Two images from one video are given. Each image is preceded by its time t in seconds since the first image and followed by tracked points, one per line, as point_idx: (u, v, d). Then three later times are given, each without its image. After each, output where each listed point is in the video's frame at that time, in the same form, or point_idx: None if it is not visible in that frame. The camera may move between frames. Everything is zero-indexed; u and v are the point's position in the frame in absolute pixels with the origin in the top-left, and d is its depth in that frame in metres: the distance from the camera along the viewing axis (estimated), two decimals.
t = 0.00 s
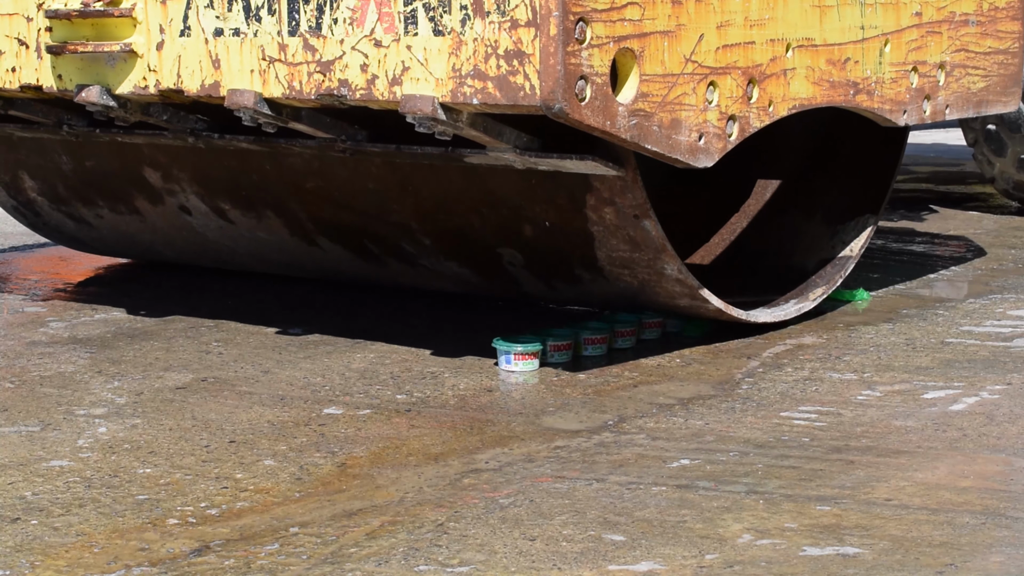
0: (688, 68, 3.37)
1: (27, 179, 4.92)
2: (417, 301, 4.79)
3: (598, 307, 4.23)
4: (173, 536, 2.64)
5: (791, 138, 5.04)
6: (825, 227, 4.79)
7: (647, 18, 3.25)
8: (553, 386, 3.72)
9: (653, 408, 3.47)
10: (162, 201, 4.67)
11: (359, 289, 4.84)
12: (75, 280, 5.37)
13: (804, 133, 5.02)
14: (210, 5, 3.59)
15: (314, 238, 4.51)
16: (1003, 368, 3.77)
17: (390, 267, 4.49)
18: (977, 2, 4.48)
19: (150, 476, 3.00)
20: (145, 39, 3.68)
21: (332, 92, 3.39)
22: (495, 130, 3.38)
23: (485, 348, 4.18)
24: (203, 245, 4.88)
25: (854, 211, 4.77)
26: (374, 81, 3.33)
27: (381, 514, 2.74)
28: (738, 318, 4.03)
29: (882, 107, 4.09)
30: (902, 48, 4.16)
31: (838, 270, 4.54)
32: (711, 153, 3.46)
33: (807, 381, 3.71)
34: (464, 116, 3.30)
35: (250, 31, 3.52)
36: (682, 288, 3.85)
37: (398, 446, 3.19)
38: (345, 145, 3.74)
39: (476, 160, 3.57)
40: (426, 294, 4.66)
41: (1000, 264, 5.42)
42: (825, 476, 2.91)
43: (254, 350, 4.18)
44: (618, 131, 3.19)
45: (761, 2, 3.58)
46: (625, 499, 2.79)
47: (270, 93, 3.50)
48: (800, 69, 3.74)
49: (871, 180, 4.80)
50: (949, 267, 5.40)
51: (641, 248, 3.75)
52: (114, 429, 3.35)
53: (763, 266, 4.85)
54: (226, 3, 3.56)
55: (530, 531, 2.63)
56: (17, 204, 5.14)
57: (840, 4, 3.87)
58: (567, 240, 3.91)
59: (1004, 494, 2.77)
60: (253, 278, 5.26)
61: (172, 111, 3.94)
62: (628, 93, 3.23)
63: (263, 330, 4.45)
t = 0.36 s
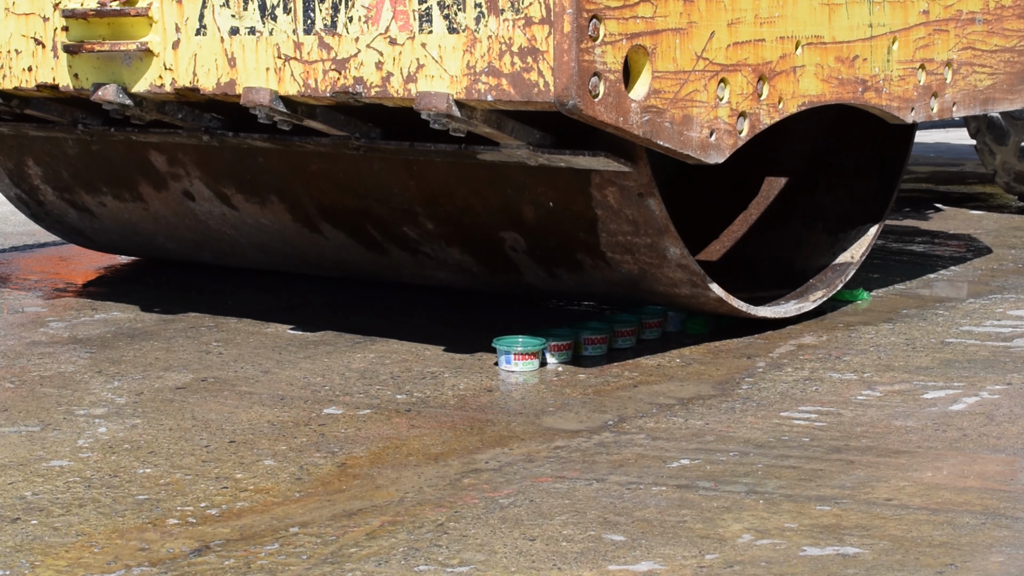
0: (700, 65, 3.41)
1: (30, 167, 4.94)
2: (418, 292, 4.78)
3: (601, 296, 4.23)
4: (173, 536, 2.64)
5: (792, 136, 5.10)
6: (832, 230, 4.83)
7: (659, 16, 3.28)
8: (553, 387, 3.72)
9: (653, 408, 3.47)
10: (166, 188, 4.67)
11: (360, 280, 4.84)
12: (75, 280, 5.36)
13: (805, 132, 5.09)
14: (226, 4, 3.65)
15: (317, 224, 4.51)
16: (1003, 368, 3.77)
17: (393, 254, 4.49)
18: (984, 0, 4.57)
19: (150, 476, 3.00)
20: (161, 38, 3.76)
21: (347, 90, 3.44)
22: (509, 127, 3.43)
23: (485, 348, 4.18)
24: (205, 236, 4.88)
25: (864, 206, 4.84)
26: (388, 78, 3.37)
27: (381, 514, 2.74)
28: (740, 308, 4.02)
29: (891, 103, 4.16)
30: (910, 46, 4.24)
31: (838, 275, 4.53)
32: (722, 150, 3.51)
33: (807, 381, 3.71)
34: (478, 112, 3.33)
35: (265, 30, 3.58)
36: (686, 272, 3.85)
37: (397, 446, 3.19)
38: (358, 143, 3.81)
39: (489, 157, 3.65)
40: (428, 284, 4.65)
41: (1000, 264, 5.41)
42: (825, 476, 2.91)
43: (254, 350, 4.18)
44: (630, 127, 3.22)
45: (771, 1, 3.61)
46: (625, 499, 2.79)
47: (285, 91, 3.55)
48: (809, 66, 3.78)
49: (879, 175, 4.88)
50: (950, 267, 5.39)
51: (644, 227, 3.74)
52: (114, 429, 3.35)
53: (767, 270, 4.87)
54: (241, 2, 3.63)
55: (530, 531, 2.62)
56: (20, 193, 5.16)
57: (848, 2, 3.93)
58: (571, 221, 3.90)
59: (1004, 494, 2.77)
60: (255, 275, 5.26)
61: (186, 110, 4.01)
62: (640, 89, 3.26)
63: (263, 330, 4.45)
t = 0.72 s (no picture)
0: (712, 63, 3.46)
1: (35, 150, 4.95)
2: (421, 283, 4.77)
3: (605, 283, 4.22)
4: (173, 536, 2.64)
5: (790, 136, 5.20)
6: (830, 240, 4.88)
7: (672, 14, 3.33)
8: (554, 387, 3.72)
9: (653, 408, 3.47)
10: (169, 173, 4.67)
11: (362, 271, 4.83)
12: (74, 280, 5.36)
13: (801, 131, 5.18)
14: (243, 3, 3.71)
15: (321, 210, 4.50)
16: (1003, 368, 3.77)
17: (397, 240, 4.48)
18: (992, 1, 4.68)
19: (150, 476, 3.00)
20: (178, 37, 3.81)
21: (364, 88, 3.49)
22: (523, 125, 3.50)
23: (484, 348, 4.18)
24: (208, 224, 4.87)
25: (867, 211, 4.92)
26: (405, 77, 3.43)
27: (381, 514, 2.74)
28: (740, 299, 4.02)
29: (899, 102, 4.25)
30: (919, 45, 4.33)
31: (838, 281, 4.53)
32: (734, 147, 3.54)
33: (807, 381, 3.71)
34: (492, 111, 3.39)
35: (282, 29, 3.63)
36: (688, 257, 3.84)
37: (398, 446, 3.19)
38: (374, 141, 3.87)
39: (502, 153, 3.71)
40: (431, 275, 4.65)
41: (1000, 264, 5.41)
42: (825, 476, 2.91)
43: (254, 350, 4.18)
44: (644, 125, 3.27)
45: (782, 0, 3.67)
46: (625, 499, 2.79)
47: (301, 90, 3.61)
48: (819, 65, 3.85)
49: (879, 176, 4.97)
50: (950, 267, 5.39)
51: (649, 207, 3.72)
52: (114, 429, 3.35)
53: (768, 278, 4.91)
54: (258, 2, 3.68)
55: (530, 531, 2.62)
56: (25, 178, 5.18)
57: (858, 2, 4.01)
58: (579, 213, 3.92)
59: (1004, 494, 2.77)
60: (257, 271, 5.26)
61: (203, 108, 4.05)
62: (654, 88, 3.31)
63: (263, 329, 4.46)
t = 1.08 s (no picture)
0: (724, 63, 3.50)
1: (42, 135, 4.95)
2: (422, 275, 4.76)
3: (609, 272, 4.20)
4: (173, 536, 2.64)
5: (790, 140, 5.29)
6: (830, 245, 4.90)
7: (685, 15, 3.35)
8: (554, 387, 3.72)
9: (653, 408, 3.47)
10: (174, 158, 4.66)
11: (364, 263, 4.82)
12: (74, 280, 5.36)
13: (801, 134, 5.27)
14: (258, 3, 3.73)
15: (324, 195, 4.48)
16: (1003, 368, 3.77)
17: (400, 227, 4.47)
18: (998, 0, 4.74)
19: (150, 476, 3.00)
20: (194, 37, 3.85)
21: (378, 88, 3.51)
22: (537, 124, 3.53)
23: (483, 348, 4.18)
24: (211, 212, 4.86)
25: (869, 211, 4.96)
26: (419, 76, 3.45)
27: (381, 514, 2.74)
28: (742, 291, 4.02)
29: (908, 102, 4.29)
30: (926, 45, 4.37)
31: (838, 285, 4.53)
32: (745, 146, 3.58)
33: (807, 381, 3.71)
34: (506, 109, 3.41)
35: (297, 28, 3.66)
36: (692, 242, 3.83)
37: (398, 446, 3.19)
38: (387, 139, 3.92)
39: (515, 152, 3.75)
40: (433, 266, 4.64)
41: (1000, 264, 5.41)
42: (825, 476, 2.91)
43: (254, 350, 4.17)
44: (657, 124, 3.29)
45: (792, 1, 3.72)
46: (625, 498, 2.79)
47: (317, 89, 3.63)
48: (828, 65, 3.90)
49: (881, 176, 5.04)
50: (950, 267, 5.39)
51: (656, 189, 3.70)
52: (114, 429, 3.35)
53: (768, 277, 4.92)
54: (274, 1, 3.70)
55: (530, 531, 2.62)
56: (31, 164, 5.18)
57: (867, 2, 4.05)
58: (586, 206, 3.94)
59: (1004, 494, 2.77)
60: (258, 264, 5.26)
61: (217, 107, 4.09)
62: (666, 87, 3.34)
63: (262, 329, 4.46)
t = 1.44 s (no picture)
0: (734, 62, 3.51)
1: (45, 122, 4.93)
2: (422, 266, 4.75)
3: (612, 260, 4.19)
4: (173, 536, 2.64)
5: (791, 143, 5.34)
6: (833, 249, 4.92)
7: (697, 14, 3.36)
8: (554, 387, 3.72)
9: (653, 408, 3.47)
10: (179, 143, 4.64)
11: (364, 253, 4.82)
12: (74, 280, 5.36)
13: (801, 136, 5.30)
14: (273, 3, 3.74)
15: (329, 180, 4.47)
16: (1003, 368, 3.77)
17: (403, 214, 4.46)
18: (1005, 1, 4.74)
19: (150, 476, 3.00)
20: (208, 36, 3.87)
21: (392, 86, 3.53)
22: (549, 122, 3.55)
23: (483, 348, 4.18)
24: (213, 201, 4.85)
25: (872, 215, 4.99)
26: (433, 75, 3.46)
27: (381, 514, 2.74)
28: (743, 283, 4.02)
29: (915, 101, 4.31)
30: (934, 45, 4.39)
31: (839, 289, 4.53)
32: (755, 145, 3.60)
33: (807, 381, 3.71)
34: (518, 108, 3.43)
35: (312, 28, 3.68)
36: (695, 226, 3.82)
37: (397, 446, 3.19)
38: (400, 138, 3.95)
39: (528, 151, 3.78)
40: (434, 256, 4.63)
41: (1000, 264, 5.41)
42: (825, 476, 2.91)
43: (254, 350, 4.17)
44: (669, 123, 3.31)
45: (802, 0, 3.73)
46: (625, 498, 2.79)
47: (331, 87, 3.65)
48: (838, 65, 3.91)
49: (884, 178, 5.07)
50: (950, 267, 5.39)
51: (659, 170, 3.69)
52: (114, 429, 3.35)
53: (768, 276, 4.93)
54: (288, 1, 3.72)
55: (530, 531, 2.62)
56: (35, 150, 5.16)
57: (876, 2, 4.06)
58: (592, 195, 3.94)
59: (1004, 494, 2.76)
60: (258, 255, 5.25)
61: (231, 105, 4.11)
62: (678, 86, 3.36)
63: (263, 329, 4.46)
